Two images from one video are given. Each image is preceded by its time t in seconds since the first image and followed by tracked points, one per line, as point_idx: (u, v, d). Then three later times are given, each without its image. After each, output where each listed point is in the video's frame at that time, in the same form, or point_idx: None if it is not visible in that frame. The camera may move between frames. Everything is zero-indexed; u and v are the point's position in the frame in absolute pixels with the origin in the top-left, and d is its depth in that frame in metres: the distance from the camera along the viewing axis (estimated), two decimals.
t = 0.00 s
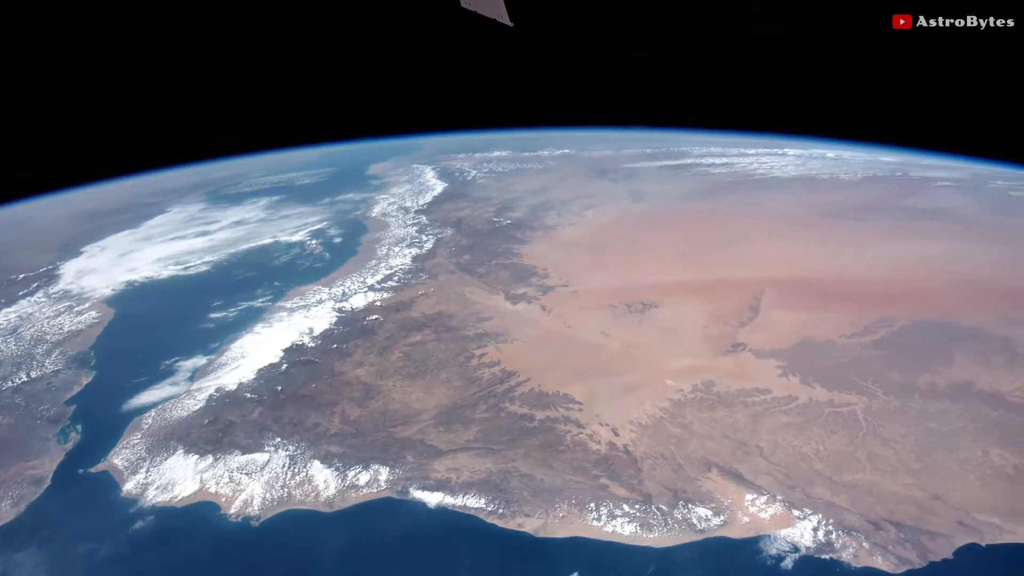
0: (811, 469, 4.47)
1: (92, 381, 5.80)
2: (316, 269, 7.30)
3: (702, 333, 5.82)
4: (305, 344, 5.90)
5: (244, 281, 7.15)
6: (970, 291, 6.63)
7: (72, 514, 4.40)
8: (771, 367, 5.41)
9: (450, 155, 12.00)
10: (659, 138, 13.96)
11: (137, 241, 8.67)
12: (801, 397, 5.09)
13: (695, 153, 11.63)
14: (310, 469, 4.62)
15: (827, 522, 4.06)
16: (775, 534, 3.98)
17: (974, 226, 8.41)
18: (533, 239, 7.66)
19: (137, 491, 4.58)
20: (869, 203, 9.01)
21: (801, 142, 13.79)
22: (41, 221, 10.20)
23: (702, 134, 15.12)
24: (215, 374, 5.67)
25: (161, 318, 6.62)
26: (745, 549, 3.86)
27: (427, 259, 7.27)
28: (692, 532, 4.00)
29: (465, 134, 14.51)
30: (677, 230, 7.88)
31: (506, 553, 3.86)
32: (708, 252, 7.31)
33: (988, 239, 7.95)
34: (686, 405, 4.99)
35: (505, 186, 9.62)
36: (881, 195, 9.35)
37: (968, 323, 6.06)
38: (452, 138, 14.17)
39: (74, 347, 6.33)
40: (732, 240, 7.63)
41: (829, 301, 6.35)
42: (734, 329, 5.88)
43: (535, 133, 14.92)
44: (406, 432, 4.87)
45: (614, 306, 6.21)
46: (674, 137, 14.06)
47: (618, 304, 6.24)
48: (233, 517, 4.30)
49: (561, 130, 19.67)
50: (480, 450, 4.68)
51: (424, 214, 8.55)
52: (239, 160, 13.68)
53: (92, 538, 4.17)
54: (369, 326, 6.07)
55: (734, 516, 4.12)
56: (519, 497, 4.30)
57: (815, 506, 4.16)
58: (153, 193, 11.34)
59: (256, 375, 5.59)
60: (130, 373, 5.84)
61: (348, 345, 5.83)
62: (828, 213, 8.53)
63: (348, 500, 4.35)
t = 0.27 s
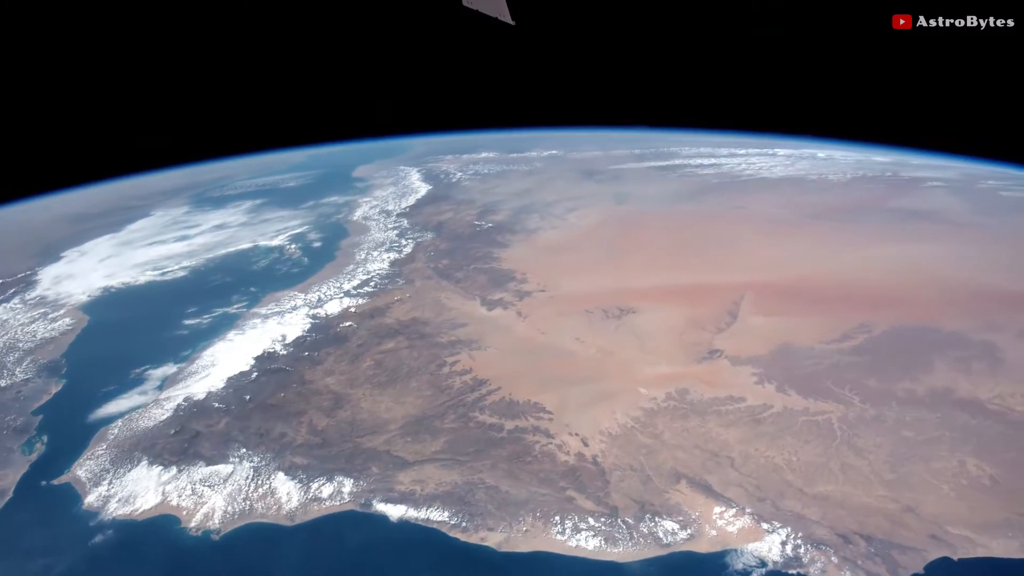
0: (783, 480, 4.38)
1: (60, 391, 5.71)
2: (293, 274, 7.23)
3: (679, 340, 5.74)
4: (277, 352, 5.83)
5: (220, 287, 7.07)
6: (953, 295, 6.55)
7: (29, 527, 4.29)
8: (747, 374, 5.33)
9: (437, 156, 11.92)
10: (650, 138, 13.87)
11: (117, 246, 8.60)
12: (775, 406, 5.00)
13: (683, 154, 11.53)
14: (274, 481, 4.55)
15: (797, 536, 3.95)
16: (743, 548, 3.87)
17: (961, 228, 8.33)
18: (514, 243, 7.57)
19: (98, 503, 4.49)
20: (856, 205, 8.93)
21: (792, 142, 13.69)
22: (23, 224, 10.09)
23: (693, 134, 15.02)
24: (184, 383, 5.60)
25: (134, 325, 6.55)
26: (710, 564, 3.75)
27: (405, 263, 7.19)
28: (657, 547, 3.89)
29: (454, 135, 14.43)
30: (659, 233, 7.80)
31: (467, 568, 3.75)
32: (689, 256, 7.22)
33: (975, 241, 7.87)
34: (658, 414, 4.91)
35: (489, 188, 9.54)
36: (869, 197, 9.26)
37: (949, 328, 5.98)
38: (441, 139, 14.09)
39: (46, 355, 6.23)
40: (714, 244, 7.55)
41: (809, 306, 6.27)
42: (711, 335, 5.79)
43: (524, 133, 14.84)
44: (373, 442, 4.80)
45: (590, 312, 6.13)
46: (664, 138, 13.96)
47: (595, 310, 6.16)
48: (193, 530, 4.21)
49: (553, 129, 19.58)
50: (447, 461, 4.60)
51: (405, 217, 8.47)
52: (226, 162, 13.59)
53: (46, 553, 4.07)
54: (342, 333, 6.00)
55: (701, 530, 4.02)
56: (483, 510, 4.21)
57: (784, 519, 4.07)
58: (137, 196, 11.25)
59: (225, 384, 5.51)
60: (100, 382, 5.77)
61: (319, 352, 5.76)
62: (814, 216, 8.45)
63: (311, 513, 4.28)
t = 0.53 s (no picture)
0: (753, 492, 4.28)
1: (28, 400, 5.59)
2: (270, 279, 7.15)
3: (654, 346, 5.65)
4: (248, 360, 5.75)
5: (196, 293, 7.00)
6: (936, 299, 6.46)
7: None
8: (722, 382, 5.23)
9: (424, 158, 11.85)
10: (640, 138, 13.76)
11: (97, 251, 8.52)
12: (750, 415, 4.91)
13: (672, 154, 11.44)
14: (236, 493, 4.48)
15: (764, 550, 3.85)
16: (708, 562, 3.77)
17: (948, 229, 8.24)
18: (494, 247, 7.48)
19: (58, 516, 4.39)
20: (843, 206, 8.84)
21: (783, 142, 13.59)
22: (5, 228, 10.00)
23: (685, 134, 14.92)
24: (153, 392, 5.52)
25: (107, 333, 6.46)
26: None
27: (383, 268, 7.11)
28: (620, 561, 3.79)
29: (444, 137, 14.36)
30: (641, 236, 7.71)
31: None
32: (670, 259, 7.14)
33: (961, 244, 7.78)
34: (629, 424, 4.82)
35: (474, 190, 9.45)
36: (856, 198, 9.16)
37: (930, 333, 5.89)
38: (430, 140, 14.01)
39: (16, 362, 6.09)
40: (697, 247, 7.46)
41: (789, 311, 6.17)
42: (688, 341, 5.70)
43: (515, 134, 14.76)
44: (339, 453, 4.72)
45: (566, 318, 6.04)
46: (655, 138, 13.86)
47: (572, 316, 6.07)
48: (152, 545, 4.11)
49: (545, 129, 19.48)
50: (412, 473, 4.52)
51: (386, 221, 8.38)
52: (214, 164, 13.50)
53: None
54: (315, 340, 5.92)
55: (667, 544, 3.92)
56: (446, 523, 4.12)
57: (752, 533, 3.97)
58: (122, 199, 11.16)
59: (194, 393, 5.44)
60: (69, 391, 5.68)
61: (290, 360, 5.68)
62: (799, 218, 8.37)
63: (271, 527, 4.19)
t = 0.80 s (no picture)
0: (722, 504, 4.19)
1: None
2: (246, 285, 7.07)
3: (629, 353, 5.56)
4: (218, 368, 5.69)
5: (171, 299, 6.92)
6: (918, 303, 6.37)
7: None
8: (696, 390, 5.14)
9: (411, 159, 11.77)
10: (630, 139, 13.67)
11: (77, 256, 8.43)
12: (722, 424, 4.82)
13: (660, 155, 11.35)
14: (198, 506, 4.40)
15: (731, 565, 3.76)
16: None
17: (935, 231, 8.14)
18: (473, 251, 7.40)
19: (18, 530, 4.26)
20: (829, 208, 8.75)
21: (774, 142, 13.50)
22: None
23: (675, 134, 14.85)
24: (121, 402, 5.44)
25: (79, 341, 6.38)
26: None
27: (360, 273, 7.04)
28: None
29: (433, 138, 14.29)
30: (623, 239, 7.62)
31: None
32: (651, 263, 7.05)
33: (947, 246, 7.69)
34: (599, 433, 4.74)
35: (457, 193, 9.37)
36: (844, 200, 9.06)
37: (911, 338, 5.81)
38: (419, 142, 13.93)
39: None
40: (679, 250, 7.37)
41: (769, 316, 6.08)
42: (664, 348, 5.61)
43: (504, 135, 14.69)
44: (304, 465, 4.65)
45: (542, 324, 5.96)
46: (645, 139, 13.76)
47: (547, 322, 5.98)
48: (109, 559, 4.00)
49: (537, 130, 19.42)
50: (376, 485, 4.44)
51: (367, 225, 8.30)
52: (201, 167, 13.42)
53: None
54: (286, 348, 5.85)
55: (630, 558, 3.82)
56: (407, 537, 4.04)
57: (719, 547, 3.87)
58: (107, 203, 11.07)
59: (162, 402, 5.37)
60: (36, 401, 5.57)
61: (260, 369, 5.61)
62: (784, 221, 8.27)
63: (231, 541, 4.10)
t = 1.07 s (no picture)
0: (685, 519, 4.09)
1: None
2: (219, 291, 6.98)
3: (600, 362, 5.46)
4: (183, 378, 5.61)
5: (143, 306, 6.83)
6: (898, 308, 6.27)
7: None
8: (666, 399, 5.05)
9: (395, 161, 11.69)
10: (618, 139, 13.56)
11: (52, 262, 8.29)
12: (690, 435, 4.73)
13: (646, 156, 11.25)
14: (153, 521, 4.30)
15: None
16: None
17: (921, 232, 8.03)
18: (449, 255, 7.31)
19: None
20: (814, 209, 8.64)
21: (764, 141, 13.38)
22: None
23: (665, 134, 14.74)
24: (84, 413, 5.33)
25: (46, 350, 6.23)
26: None
27: (334, 279, 6.95)
28: None
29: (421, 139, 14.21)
30: (601, 243, 7.51)
31: None
32: (628, 268, 6.95)
33: (932, 248, 7.59)
34: (564, 445, 4.65)
35: (439, 195, 9.28)
36: (829, 201, 8.94)
37: (888, 344, 5.71)
38: (406, 143, 13.83)
39: None
40: (657, 255, 7.26)
41: (745, 322, 5.98)
42: (635, 356, 5.52)
43: (493, 135, 14.59)
44: (263, 478, 4.57)
45: (513, 331, 5.87)
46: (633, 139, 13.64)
47: (519, 329, 5.89)
48: None
49: (529, 129, 19.32)
50: (335, 500, 4.36)
51: (345, 229, 8.21)
52: (186, 170, 13.31)
53: None
54: (253, 357, 5.77)
55: None
56: (362, 554, 3.94)
57: (680, 564, 3.76)
58: (88, 207, 10.96)
59: (125, 414, 5.28)
60: None
61: (226, 379, 5.53)
62: (767, 223, 8.17)
63: (184, 557, 4.00)
